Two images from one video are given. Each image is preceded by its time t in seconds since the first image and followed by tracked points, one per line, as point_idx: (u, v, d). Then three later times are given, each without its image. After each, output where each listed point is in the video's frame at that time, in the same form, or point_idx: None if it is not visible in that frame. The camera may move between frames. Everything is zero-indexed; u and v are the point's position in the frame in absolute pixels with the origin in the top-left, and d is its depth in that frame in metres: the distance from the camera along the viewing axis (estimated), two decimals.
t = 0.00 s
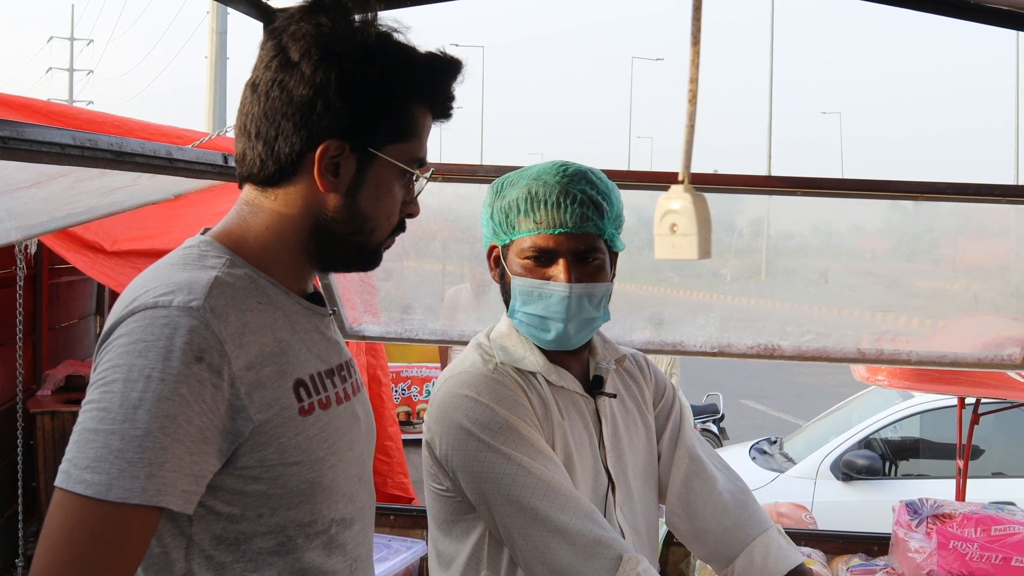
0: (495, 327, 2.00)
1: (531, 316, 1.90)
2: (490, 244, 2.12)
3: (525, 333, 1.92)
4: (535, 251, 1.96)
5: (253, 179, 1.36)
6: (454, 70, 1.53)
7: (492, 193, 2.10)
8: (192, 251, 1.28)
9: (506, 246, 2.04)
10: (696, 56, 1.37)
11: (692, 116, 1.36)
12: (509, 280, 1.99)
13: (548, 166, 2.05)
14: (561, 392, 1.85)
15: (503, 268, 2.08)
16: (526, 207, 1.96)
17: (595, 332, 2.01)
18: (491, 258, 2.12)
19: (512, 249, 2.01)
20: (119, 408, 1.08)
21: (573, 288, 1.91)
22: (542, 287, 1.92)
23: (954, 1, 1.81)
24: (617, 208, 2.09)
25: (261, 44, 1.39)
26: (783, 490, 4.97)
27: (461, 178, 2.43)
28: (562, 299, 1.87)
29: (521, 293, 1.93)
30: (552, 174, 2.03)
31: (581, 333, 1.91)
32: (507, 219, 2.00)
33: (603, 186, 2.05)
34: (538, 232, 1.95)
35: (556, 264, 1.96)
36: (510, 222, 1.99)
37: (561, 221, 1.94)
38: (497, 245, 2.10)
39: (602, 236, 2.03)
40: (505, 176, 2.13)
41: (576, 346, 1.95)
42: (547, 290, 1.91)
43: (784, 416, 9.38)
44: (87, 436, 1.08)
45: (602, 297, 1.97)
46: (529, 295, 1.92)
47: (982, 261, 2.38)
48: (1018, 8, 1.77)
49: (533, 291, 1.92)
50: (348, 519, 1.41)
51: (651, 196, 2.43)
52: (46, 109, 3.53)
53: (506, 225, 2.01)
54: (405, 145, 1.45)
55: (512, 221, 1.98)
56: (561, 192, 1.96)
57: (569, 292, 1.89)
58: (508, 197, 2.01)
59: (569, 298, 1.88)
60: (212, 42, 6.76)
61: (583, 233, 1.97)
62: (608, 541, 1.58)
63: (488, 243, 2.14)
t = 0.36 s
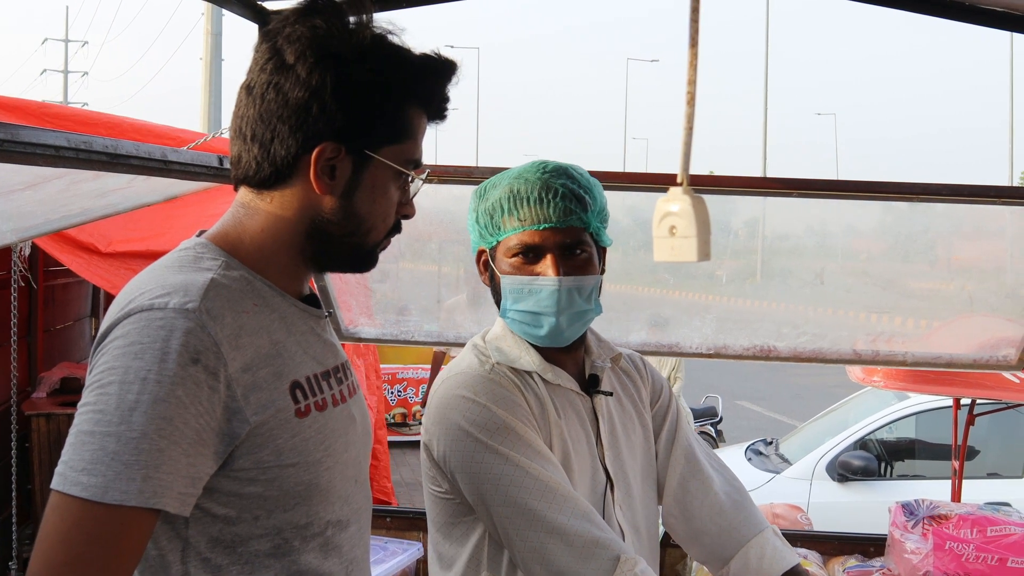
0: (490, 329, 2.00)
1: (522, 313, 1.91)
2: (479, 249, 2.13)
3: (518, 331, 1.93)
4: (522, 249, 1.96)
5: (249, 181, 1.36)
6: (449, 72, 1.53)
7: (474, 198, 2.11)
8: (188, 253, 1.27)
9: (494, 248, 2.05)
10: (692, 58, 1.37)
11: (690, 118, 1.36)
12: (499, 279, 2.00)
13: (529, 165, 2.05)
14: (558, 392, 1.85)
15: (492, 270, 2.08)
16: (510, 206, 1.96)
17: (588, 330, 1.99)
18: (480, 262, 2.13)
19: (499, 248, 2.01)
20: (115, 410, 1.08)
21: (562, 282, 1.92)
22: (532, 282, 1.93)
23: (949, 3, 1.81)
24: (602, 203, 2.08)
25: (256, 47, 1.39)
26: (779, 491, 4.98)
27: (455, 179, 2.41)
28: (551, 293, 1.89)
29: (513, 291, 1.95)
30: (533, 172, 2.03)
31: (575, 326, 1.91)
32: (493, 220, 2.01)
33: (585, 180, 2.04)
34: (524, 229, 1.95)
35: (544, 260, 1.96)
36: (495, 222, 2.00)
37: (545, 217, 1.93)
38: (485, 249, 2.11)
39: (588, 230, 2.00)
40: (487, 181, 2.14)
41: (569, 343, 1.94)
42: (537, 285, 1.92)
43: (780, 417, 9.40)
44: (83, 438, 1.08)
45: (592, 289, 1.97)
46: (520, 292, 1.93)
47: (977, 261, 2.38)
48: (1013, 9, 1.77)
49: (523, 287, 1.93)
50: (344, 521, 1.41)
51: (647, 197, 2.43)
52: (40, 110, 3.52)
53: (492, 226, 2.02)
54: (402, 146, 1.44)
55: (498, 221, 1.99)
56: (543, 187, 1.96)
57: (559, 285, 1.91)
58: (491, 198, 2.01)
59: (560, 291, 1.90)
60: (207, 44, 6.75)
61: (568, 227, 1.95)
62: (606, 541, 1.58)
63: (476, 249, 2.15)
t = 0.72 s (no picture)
0: (491, 330, 2.00)
1: (527, 308, 1.90)
2: (481, 249, 2.13)
3: (522, 329, 1.92)
4: (526, 244, 1.97)
5: (247, 186, 1.36)
6: (441, 66, 1.53)
7: (476, 198, 2.11)
8: (188, 256, 1.27)
9: (497, 246, 2.05)
10: (692, 61, 1.37)
11: (689, 120, 1.36)
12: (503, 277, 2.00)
13: (531, 163, 2.06)
14: (559, 393, 1.84)
15: (495, 269, 2.08)
16: (515, 202, 1.96)
17: (588, 332, 1.98)
18: (482, 262, 2.13)
19: (503, 245, 2.01)
20: (115, 413, 1.08)
21: (568, 278, 1.91)
22: (537, 278, 1.93)
23: (948, 4, 1.81)
24: (604, 200, 2.09)
25: (247, 51, 1.38)
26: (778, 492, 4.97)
27: (455, 180, 2.41)
28: (557, 288, 1.88)
29: (517, 287, 1.94)
30: (537, 168, 2.04)
31: (580, 322, 1.90)
32: (496, 217, 2.01)
33: (587, 178, 2.06)
34: (528, 225, 1.96)
35: (548, 255, 1.96)
36: (499, 220, 2.00)
37: (550, 212, 1.94)
38: (487, 248, 2.11)
39: (591, 227, 2.02)
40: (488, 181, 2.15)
41: (571, 343, 1.93)
42: (541, 281, 1.92)
43: (779, 418, 9.40)
44: (83, 442, 1.07)
45: (597, 286, 1.96)
46: (524, 288, 1.93)
47: (977, 262, 2.38)
48: (1013, 10, 1.78)
49: (528, 283, 1.93)
50: (344, 523, 1.41)
51: (646, 198, 2.42)
52: (39, 112, 3.51)
53: (495, 224, 2.02)
54: (399, 144, 1.45)
55: (502, 218, 1.99)
56: (548, 182, 1.97)
57: (564, 281, 1.90)
58: (495, 196, 2.02)
59: (565, 286, 1.89)
60: (206, 45, 6.75)
61: (572, 222, 1.97)
62: (608, 541, 1.58)
63: (478, 249, 2.15)
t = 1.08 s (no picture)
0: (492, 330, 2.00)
1: (526, 312, 1.90)
2: (484, 249, 2.14)
3: (521, 331, 1.93)
4: (527, 248, 1.97)
5: (240, 190, 1.36)
6: (424, 52, 1.52)
7: (481, 199, 2.12)
8: (186, 256, 1.28)
9: (499, 248, 2.06)
10: (692, 60, 1.38)
11: (688, 119, 1.37)
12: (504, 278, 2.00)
13: (534, 165, 2.07)
14: (560, 392, 1.84)
15: (497, 269, 2.08)
16: (516, 205, 1.97)
17: (592, 333, 2.00)
18: (485, 262, 2.14)
19: (505, 248, 2.02)
20: (115, 413, 1.08)
21: (566, 282, 1.91)
22: (536, 282, 1.92)
23: (948, 5, 1.81)
24: (608, 205, 2.08)
25: (228, 56, 1.38)
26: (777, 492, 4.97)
27: (455, 181, 2.41)
28: (555, 293, 1.88)
29: (516, 289, 1.94)
30: (539, 171, 2.04)
31: (578, 326, 1.90)
32: (498, 219, 2.02)
33: (591, 182, 2.06)
34: (529, 228, 1.96)
35: (548, 259, 1.96)
36: (501, 222, 2.01)
37: (550, 216, 1.94)
38: (490, 249, 2.12)
39: (594, 231, 2.01)
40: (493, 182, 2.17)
41: (573, 345, 1.94)
42: (540, 285, 1.91)
43: (779, 418, 9.41)
44: (83, 442, 1.07)
45: (598, 290, 1.95)
46: (523, 291, 1.92)
47: (976, 262, 2.38)
48: (1012, 10, 1.78)
49: (527, 286, 1.93)
50: (345, 523, 1.41)
51: (646, 199, 2.42)
52: (39, 113, 3.51)
53: (497, 226, 2.03)
54: (386, 135, 1.44)
55: (503, 220, 2.00)
56: (549, 186, 1.98)
57: (562, 285, 1.90)
58: (497, 198, 2.03)
59: (563, 290, 1.89)
60: (206, 46, 6.75)
61: (573, 227, 1.96)
62: (609, 539, 1.58)
63: (482, 249, 2.16)
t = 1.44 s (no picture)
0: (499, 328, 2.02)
1: (512, 313, 1.92)
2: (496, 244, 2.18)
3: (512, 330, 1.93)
4: (519, 247, 1.98)
5: (233, 192, 1.36)
6: (410, 44, 1.50)
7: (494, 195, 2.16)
8: (182, 257, 1.28)
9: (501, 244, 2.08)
10: (692, 62, 1.42)
11: (689, 120, 1.40)
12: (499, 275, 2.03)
13: (537, 166, 2.07)
14: (563, 392, 1.84)
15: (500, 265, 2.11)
16: (510, 205, 1.98)
17: (592, 335, 1.99)
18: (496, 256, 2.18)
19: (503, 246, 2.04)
20: (111, 413, 1.08)
21: (550, 285, 1.91)
22: (523, 282, 1.93)
23: (947, 6, 1.81)
24: (611, 207, 2.03)
25: (216, 60, 1.39)
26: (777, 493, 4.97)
27: (454, 182, 2.41)
28: (538, 295, 1.88)
29: (506, 288, 1.95)
30: (539, 173, 2.04)
31: (560, 329, 1.86)
32: (498, 217, 2.04)
33: (592, 185, 2.03)
34: (521, 229, 1.96)
35: (537, 260, 1.96)
36: (500, 220, 2.03)
37: (540, 218, 1.94)
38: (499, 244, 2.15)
39: (588, 235, 1.99)
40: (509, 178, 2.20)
41: (571, 347, 1.93)
42: (526, 286, 1.92)
43: (778, 419, 9.41)
44: (79, 442, 1.07)
45: (585, 296, 1.94)
46: (512, 291, 1.93)
47: (976, 263, 2.38)
48: (1011, 11, 1.78)
49: (515, 286, 1.94)
50: (344, 522, 1.41)
51: (645, 200, 2.42)
52: (39, 114, 3.51)
53: (498, 223, 2.05)
54: (375, 130, 1.43)
55: (501, 219, 2.02)
56: (542, 188, 1.97)
57: (545, 288, 1.90)
58: (499, 195, 2.05)
59: (546, 293, 1.88)
60: (206, 47, 6.74)
61: (564, 230, 1.95)
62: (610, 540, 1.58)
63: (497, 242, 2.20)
